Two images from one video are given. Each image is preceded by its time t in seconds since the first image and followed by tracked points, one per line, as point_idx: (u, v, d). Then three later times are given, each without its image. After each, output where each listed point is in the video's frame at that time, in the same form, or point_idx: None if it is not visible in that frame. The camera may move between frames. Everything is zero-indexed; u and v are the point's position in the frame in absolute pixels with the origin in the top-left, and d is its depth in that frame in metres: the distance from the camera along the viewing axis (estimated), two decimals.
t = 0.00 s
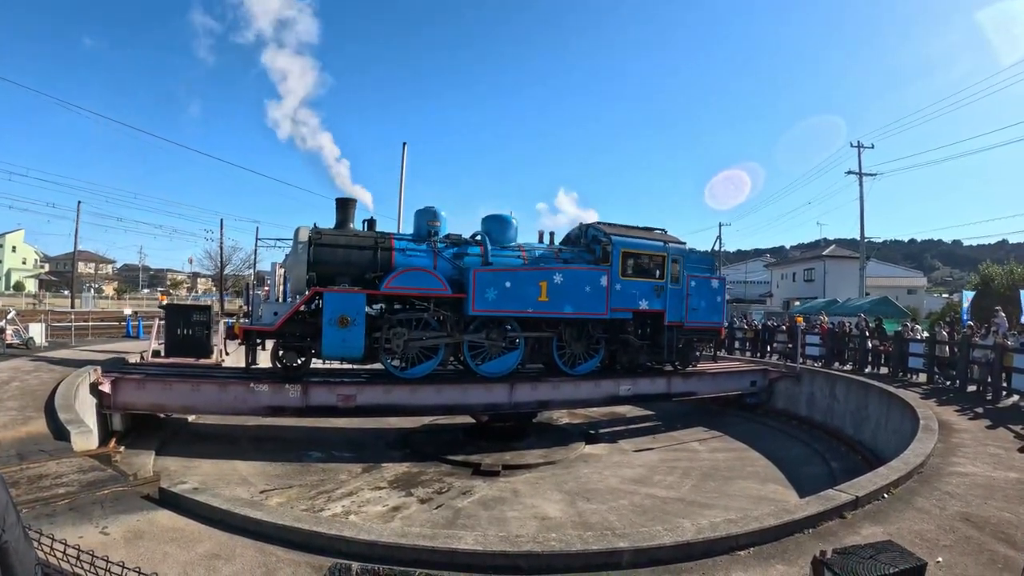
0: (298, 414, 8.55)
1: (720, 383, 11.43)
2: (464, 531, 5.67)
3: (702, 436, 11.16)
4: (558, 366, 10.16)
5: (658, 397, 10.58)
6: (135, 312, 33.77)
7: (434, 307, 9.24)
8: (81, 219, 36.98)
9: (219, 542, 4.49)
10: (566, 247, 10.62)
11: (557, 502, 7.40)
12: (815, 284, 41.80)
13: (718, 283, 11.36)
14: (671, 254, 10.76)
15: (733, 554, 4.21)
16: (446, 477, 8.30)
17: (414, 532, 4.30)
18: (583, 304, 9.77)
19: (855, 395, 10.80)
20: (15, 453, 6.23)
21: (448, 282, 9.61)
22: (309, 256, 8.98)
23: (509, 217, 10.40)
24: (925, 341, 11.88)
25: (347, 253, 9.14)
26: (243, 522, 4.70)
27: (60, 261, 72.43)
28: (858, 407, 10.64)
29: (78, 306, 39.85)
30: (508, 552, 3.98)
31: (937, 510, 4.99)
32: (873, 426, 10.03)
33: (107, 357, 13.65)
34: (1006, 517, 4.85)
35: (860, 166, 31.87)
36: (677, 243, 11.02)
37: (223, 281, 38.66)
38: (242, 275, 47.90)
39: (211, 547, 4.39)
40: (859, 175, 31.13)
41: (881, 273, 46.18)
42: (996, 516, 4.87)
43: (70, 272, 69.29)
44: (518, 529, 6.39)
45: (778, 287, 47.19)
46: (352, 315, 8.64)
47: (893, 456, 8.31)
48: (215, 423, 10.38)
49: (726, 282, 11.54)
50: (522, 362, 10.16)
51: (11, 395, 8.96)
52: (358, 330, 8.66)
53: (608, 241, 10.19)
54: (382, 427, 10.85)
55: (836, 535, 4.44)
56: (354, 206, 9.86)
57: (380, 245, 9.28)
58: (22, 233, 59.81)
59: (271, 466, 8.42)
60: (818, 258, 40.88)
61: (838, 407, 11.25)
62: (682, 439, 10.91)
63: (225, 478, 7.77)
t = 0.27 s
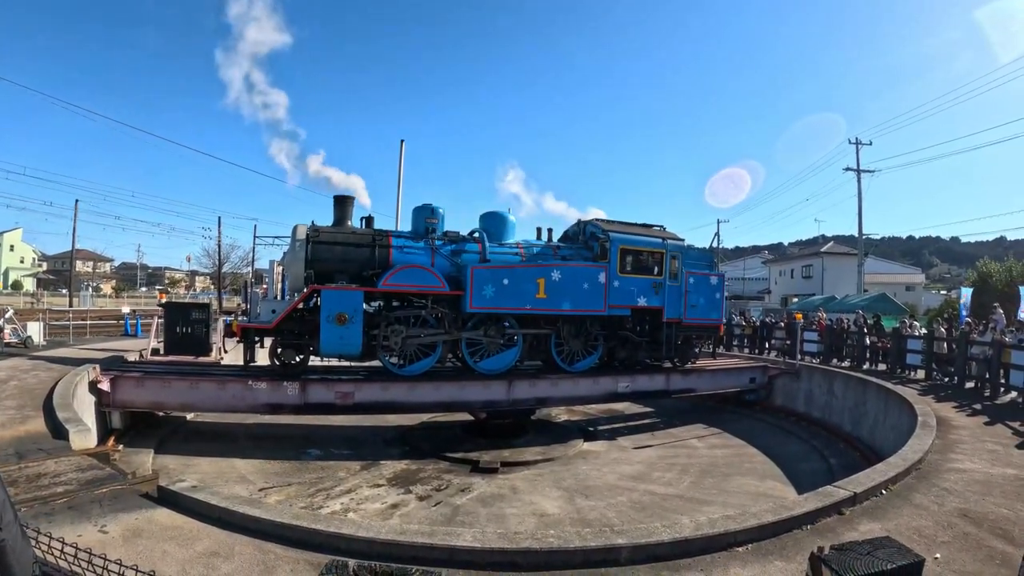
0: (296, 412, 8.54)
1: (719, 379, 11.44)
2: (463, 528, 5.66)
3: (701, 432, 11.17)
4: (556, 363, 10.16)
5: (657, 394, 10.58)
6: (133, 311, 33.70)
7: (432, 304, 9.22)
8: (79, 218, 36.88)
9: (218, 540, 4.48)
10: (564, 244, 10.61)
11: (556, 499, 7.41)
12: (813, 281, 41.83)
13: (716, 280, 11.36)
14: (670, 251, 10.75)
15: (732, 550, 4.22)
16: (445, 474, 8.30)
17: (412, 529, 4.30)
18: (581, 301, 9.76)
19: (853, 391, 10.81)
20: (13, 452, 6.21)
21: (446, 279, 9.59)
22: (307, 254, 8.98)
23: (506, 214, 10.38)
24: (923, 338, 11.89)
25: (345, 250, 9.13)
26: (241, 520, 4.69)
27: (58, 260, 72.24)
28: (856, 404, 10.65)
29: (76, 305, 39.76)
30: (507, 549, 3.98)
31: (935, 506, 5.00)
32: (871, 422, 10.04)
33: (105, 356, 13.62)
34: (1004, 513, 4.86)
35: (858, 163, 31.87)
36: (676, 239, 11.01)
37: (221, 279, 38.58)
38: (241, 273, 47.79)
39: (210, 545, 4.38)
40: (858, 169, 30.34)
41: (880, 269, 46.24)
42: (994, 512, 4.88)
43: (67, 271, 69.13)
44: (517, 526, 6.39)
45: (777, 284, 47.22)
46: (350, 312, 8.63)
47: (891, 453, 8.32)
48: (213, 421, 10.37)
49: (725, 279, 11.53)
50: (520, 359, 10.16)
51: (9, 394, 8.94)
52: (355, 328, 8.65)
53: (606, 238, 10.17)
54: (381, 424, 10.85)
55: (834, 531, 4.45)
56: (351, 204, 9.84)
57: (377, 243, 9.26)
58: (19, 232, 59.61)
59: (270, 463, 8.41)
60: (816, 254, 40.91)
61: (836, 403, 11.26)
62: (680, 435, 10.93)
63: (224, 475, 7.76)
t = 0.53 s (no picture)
0: (296, 411, 8.55)
1: (719, 378, 11.44)
2: (462, 526, 5.66)
3: (700, 431, 11.18)
4: (555, 362, 10.16)
5: (657, 393, 10.59)
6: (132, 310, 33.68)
7: (431, 302, 9.22)
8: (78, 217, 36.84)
9: (218, 539, 4.49)
10: (564, 242, 10.61)
11: (555, 497, 7.41)
12: (812, 279, 41.86)
13: (716, 278, 11.36)
14: (669, 249, 10.75)
15: (731, 548, 4.22)
16: (444, 472, 8.31)
17: (412, 528, 4.30)
18: (581, 299, 9.75)
19: (852, 390, 10.82)
20: (13, 452, 6.21)
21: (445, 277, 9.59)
22: (306, 253, 8.99)
23: (506, 212, 10.38)
24: (922, 336, 11.90)
25: (344, 249, 9.13)
26: (241, 519, 4.69)
27: (58, 260, 72.18)
28: (855, 402, 10.67)
29: (75, 304, 39.73)
30: (507, 547, 3.98)
31: (934, 504, 5.00)
32: (870, 421, 10.06)
33: (105, 355, 13.60)
34: (1003, 511, 4.87)
35: (857, 162, 31.88)
36: (675, 238, 11.00)
37: (221, 278, 38.52)
38: (240, 272, 47.75)
39: (210, 544, 4.38)
40: (857, 170, 30.85)
41: (879, 268, 46.31)
42: (993, 510, 4.89)
43: (66, 271, 68.94)
44: (516, 525, 6.40)
45: (776, 283, 47.21)
46: (349, 311, 8.63)
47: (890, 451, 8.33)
48: (213, 419, 10.37)
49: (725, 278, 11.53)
50: (520, 358, 10.16)
51: (9, 393, 8.92)
52: (354, 326, 8.65)
53: (606, 237, 10.17)
54: (380, 423, 10.85)
55: (833, 530, 4.45)
56: (351, 202, 9.83)
57: (376, 242, 9.26)
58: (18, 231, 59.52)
59: (270, 462, 8.41)
60: (815, 253, 40.95)
61: (835, 402, 11.27)
62: (680, 434, 10.94)
63: (224, 474, 7.76)
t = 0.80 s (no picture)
0: (295, 409, 8.54)
1: (719, 377, 11.43)
2: (462, 525, 5.66)
3: (700, 429, 11.19)
4: (555, 360, 10.16)
5: (657, 391, 10.58)
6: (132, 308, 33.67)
7: (430, 301, 9.21)
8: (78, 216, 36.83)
9: (217, 538, 4.48)
10: (564, 241, 10.60)
11: (555, 496, 7.41)
12: (812, 278, 41.89)
13: (717, 277, 11.36)
14: (669, 248, 10.74)
15: (731, 547, 4.22)
16: (444, 471, 8.31)
17: (412, 527, 4.31)
18: (580, 298, 9.75)
19: (851, 388, 10.83)
20: (12, 451, 6.20)
21: (445, 276, 9.58)
22: (305, 251, 8.99)
23: (505, 211, 10.37)
24: (922, 335, 11.91)
25: (343, 248, 9.13)
26: (241, 518, 4.69)
27: (57, 259, 72.13)
28: (854, 401, 10.68)
29: (75, 303, 39.71)
30: (507, 546, 3.98)
31: (934, 503, 5.00)
32: (870, 419, 10.07)
33: (104, 354, 13.59)
34: (1002, 510, 4.87)
35: (857, 161, 31.87)
36: (675, 236, 10.99)
37: (220, 276, 38.49)
38: (239, 271, 47.75)
39: (210, 543, 4.38)
40: (857, 167, 31.85)
41: (878, 267, 46.33)
42: (993, 509, 4.89)
43: (65, 270, 68.90)
44: (516, 523, 6.40)
45: (775, 281, 47.21)
46: (348, 310, 8.62)
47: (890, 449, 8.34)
48: (213, 418, 10.38)
49: (725, 276, 11.53)
50: (520, 356, 10.16)
51: (9, 392, 8.92)
52: (353, 325, 8.64)
53: (605, 235, 10.16)
54: (380, 421, 10.86)
55: (832, 528, 4.45)
56: (350, 201, 9.83)
57: (375, 241, 9.26)
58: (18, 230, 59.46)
59: (269, 461, 8.40)
60: (814, 252, 40.96)
61: (835, 400, 11.28)
62: (679, 432, 10.94)
63: (223, 473, 7.76)
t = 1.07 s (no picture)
0: (295, 408, 8.54)
1: (719, 376, 11.42)
2: (462, 523, 5.66)
3: (700, 428, 11.19)
4: (555, 359, 10.15)
5: (656, 390, 10.58)
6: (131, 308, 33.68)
7: (429, 299, 9.21)
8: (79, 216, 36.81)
9: (217, 536, 4.48)
10: (563, 240, 10.60)
11: (554, 494, 7.42)
12: (811, 277, 41.92)
13: (717, 276, 11.35)
14: (669, 246, 10.73)
15: (731, 545, 4.22)
16: (444, 470, 8.31)
17: (411, 525, 4.31)
18: (580, 296, 9.74)
19: (851, 387, 10.83)
20: (12, 450, 6.19)
21: (444, 275, 9.57)
22: (305, 250, 8.99)
23: (505, 209, 10.36)
24: (921, 333, 11.92)
25: (342, 247, 9.13)
26: (241, 517, 4.69)
27: (57, 258, 72.10)
28: (854, 399, 10.68)
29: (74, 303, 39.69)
30: (506, 544, 3.98)
31: (933, 501, 5.00)
32: (869, 418, 10.08)
33: (104, 353, 13.58)
34: (1002, 508, 4.87)
35: (857, 159, 31.81)
36: (675, 235, 10.98)
37: (220, 275, 38.48)
38: (239, 270, 47.76)
39: (210, 541, 4.38)
40: (854, 166, 33.07)
41: (878, 266, 46.37)
42: (992, 507, 4.89)
43: (65, 269, 68.89)
44: (516, 522, 6.40)
45: (775, 280, 47.24)
46: (347, 308, 8.62)
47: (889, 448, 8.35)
48: (213, 417, 10.37)
49: (725, 275, 11.52)
50: (519, 355, 10.15)
51: (8, 392, 8.91)
52: (352, 324, 8.64)
53: (605, 233, 10.16)
54: (380, 420, 10.86)
55: (832, 527, 4.45)
56: (350, 200, 9.83)
57: (375, 240, 9.27)
58: (18, 230, 59.36)
59: (269, 460, 8.40)
60: (814, 251, 41.00)
61: (834, 399, 11.28)
62: (679, 431, 10.94)
63: (223, 472, 7.76)
